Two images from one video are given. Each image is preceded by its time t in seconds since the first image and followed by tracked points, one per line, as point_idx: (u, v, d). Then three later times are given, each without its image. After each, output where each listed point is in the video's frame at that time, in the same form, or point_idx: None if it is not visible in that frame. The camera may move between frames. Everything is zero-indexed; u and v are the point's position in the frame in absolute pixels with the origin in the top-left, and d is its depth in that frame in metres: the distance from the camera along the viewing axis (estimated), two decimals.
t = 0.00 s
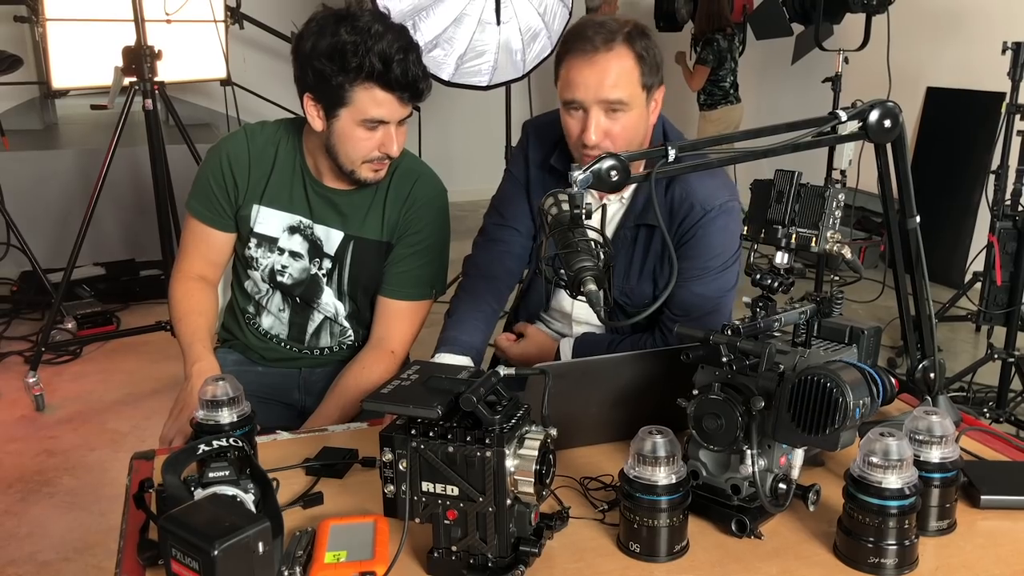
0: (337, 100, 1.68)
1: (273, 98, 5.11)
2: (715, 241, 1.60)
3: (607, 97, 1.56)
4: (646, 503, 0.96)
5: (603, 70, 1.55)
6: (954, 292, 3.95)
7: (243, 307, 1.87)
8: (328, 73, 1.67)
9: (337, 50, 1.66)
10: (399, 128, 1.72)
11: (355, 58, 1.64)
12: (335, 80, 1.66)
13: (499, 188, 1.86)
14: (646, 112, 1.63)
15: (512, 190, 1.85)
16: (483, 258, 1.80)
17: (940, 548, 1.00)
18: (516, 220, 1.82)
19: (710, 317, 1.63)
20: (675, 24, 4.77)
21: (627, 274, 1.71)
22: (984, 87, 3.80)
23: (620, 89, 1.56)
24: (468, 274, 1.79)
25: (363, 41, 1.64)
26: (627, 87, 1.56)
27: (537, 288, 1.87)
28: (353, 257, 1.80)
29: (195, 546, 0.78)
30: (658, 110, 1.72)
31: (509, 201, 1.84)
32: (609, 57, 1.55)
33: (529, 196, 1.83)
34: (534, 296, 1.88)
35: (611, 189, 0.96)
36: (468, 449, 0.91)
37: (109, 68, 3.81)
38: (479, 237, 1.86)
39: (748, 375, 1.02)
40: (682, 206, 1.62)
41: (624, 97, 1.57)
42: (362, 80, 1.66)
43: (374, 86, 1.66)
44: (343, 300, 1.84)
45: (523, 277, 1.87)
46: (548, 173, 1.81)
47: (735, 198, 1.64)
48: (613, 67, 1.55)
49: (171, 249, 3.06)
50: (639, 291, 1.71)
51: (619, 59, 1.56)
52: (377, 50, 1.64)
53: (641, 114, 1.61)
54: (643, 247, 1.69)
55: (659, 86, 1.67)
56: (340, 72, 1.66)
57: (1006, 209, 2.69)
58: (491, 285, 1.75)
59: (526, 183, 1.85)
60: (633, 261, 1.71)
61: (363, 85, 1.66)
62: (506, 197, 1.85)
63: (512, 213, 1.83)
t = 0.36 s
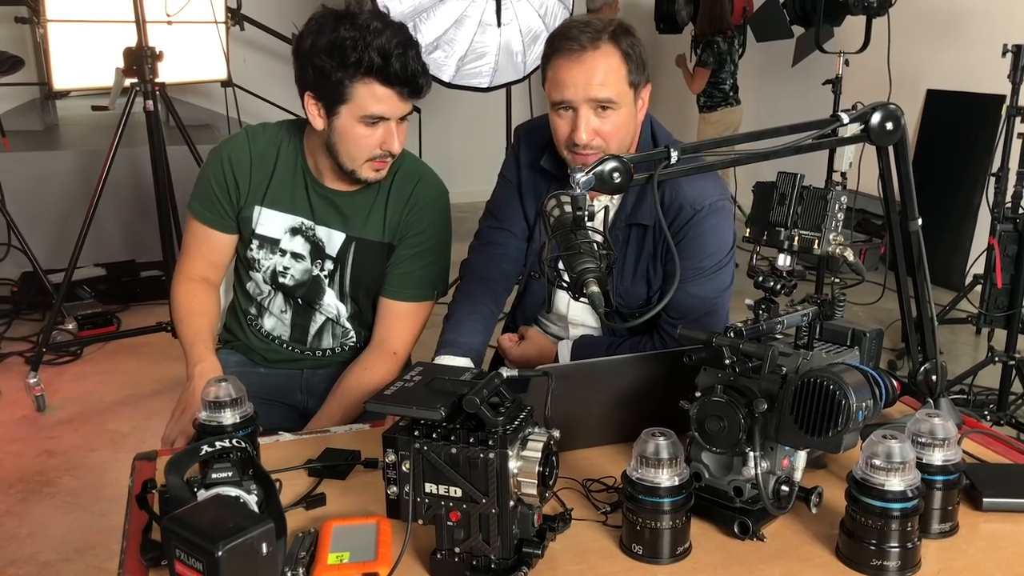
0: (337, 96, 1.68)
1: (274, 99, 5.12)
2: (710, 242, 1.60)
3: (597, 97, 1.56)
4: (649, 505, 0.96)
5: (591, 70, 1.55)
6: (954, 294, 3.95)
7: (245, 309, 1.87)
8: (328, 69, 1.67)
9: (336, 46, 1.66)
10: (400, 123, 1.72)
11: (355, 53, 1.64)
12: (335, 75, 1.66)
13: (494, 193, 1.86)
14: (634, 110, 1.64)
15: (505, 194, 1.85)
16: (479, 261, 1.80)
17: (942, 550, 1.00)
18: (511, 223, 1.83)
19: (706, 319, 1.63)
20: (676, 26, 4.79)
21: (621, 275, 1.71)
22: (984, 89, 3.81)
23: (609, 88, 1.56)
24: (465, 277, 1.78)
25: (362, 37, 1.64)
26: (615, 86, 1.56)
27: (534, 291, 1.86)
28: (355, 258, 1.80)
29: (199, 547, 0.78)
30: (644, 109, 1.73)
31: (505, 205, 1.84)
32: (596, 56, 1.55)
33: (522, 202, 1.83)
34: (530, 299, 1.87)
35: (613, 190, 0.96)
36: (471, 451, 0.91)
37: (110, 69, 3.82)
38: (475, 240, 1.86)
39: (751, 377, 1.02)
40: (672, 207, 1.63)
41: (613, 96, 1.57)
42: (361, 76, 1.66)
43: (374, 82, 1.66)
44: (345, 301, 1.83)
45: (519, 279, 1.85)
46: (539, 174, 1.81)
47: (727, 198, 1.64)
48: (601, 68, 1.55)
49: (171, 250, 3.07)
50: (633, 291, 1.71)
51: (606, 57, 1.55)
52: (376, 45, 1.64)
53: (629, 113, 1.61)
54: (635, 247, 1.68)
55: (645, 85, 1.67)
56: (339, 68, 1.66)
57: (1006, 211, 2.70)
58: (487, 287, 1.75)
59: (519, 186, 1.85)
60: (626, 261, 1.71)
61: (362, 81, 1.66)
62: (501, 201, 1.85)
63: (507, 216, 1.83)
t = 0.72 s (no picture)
0: (337, 91, 1.68)
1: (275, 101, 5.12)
2: (716, 245, 1.60)
3: (586, 102, 1.56)
4: (652, 508, 0.96)
5: (585, 73, 1.55)
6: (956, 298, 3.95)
7: (247, 310, 1.87)
8: (327, 63, 1.67)
9: (336, 39, 1.67)
10: (400, 120, 1.71)
11: (353, 46, 1.64)
12: (334, 69, 1.67)
13: (499, 194, 1.86)
14: (629, 117, 1.63)
15: (509, 196, 1.85)
16: (482, 263, 1.80)
17: (947, 554, 1.00)
18: (515, 225, 1.82)
19: (711, 322, 1.63)
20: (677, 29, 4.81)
21: (627, 278, 1.71)
22: (986, 92, 3.81)
23: (599, 93, 1.55)
24: (468, 278, 1.78)
25: (360, 31, 1.64)
26: (607, 92, 1.56)
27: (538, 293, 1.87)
28: (358, 258, 1.80)
29: (202, 549, 0.77)
30: (651, 114, 1.74)
31: (510, 207, 1.84)
32: (594, 60, 1.55)
33: (527, 205, 1.84)
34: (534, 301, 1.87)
35: (617, 193, 0.95)
36: (475, 453, 0.91)
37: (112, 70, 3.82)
38: (478, 242, 1.86)
39: (755, 381, 1.02)
40: (679, 210, 1.62)
41: (602, 102, 1.56)
42: (361, 69, 1.66)
43: (374, 75, 1.66)
44: (347, 302, 1.83)
45: (523, 281, 1.86)
46: (545, 176, 1.82)
47: (733, 201, 1.63)
48: (598, 72, 1.55)
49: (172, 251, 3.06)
50: (638, 294, 1.71)
51: (602, 62, 1.55)
52: (374, 39, 1.64)
53: (622, 119, 1.60)
54: (641, 250, 1.68)
55: (648, 92, 1.66)
56: (338, 62, 1.66)
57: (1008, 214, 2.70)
58: (490, 288, 1.75)
59: (524, 188, 1.85)
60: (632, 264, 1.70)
61: (363, 73, 1.66)
62: (506, 203, 1.85)
63: (510, 218, 1.83)
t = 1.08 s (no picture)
0: (332, 82, 1.68)
1: (275, 99, 5.11)
2: (722, 247, 1.59)
3: (584, 102, 1.56)
4: (652, 508, 0.95)
5: (585, 74, 1.55)
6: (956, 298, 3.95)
7: (246, 308, 1.86)
8: (322, 52, 1.68)
9: (331, 30, 1.67)
10: (398, 108, 1.71)
11: (346, 34, 1.65)
12: (329, 59, 1.67)
13: (501, 193, 1.85)
14: (631, 121, 1.62)
15: (512, 195, 1.84)
16: (483, 262, 1.79)
17: (948, 555, 0.99)
18: (516, 224, 1.82)
19: (716, 322, 1.62)
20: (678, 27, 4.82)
21: (632, 278, 1.70)
22: (986, 93, 3.80)
23: (598, 95, 1.55)
24: (468, 277, 1.78)
25: (352, 20, 1.66)
26: (607, 94, 1.55)
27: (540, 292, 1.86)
28: (356, 257, 1.79)
29: (200, 548, 0.77)
30: (659, 117, 1.71)
31: (512, 205, 1.83)
32: (596, 61, 1.55)
33: (531, 204, 1.82)
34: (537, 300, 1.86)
35: (618, 192, 0.95)
36: (474, 452, 0.90)
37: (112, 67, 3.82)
38: (480, 241, 1.86)
39: (756, 381, 1.01)
40: (689, 210, 1.61)
41: (601, 105, 1.56)
42: (355, 56, 1.66)
43: (368, 62, 1.66)
44: (346, 301, 1.83)
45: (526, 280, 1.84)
46: (552, 179, 1.80)
47: (742, 202, 1.63)
48: (599, 73, 1.55)
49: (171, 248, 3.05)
50: (643, 295, 1.70)
51: (603, 63, 1.55)
52: (367, 26, 1.65)
53: (623, 123, 1.60)
54: (648, 251, 1.67)
55: (653, 96, 1.65)
56: (333, 51, 1.67)
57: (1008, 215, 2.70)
58: (490, 287, 1.74)
59: (529, 187, 1.83)
60: (637, 265, 1.69)
61: (357, 62, 1.66)
62: (508, 201, 1.84)
63: (512, 217, 1.82)
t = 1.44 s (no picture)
0: (321, 41, 1.68)
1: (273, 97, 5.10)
2: (722, 245, 1.59)
3: (583, 101, 1.56)
4: (651, 507, 0.95)
5: (585, 74, 1.55)
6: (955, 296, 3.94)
7: (240, 306, 1.85)
8: (311, 14, 1.67)
9: None
10: (384, 70, 1.72)
11: None
12: (318, 18, 1.67)
13: (499, 191, 1.85)
14: (631, 122, 1.62)
15: (511, 193, 1.83)
16: (481, 260, 1.79)
17: (948, 554, 0.99)
18: (514, 223, 1.81)
19: (715, 321, 1.61)
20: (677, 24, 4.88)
21: (631, 277, 1.70)
22: (986, 90, 3.79)
23: (597, 95, 1.55)
24: (465, 276, 1.78)
25: None
26: (607, 94, 1.55)
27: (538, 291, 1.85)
28: (348, 240, 1.79)
29: (196, 549, 0.76)
30: (659, 118, 1.71)
31: (510, 204, 1.82)
32: (597, 60, 1.54)
33: (529, 202, 1.82)
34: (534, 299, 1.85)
35: (617, 190, 0.94)
36: (472, 452, 0.90)
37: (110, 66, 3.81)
38: (477, 239, 1.85)
39: (755, 379, 1.01)
40: (689, 208, 1.60)
41: (600, 105, 1.56)
42: (345, 16, 1.66)
43: (358, 22, 1.66)
44: (339, 285, 1.82)
45: (524, 279, 1.84)
46: (550, 176, 1.79)
47: (741, 200, 1.63)
48: (599, 73, 1.54)
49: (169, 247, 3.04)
50: (644, 293, 1.69)
51: (604, 63, 1.55)
52: None
53: (622, 123, 1.59)
54: (648, 249, 1.67)
55: (654, 99, 1.64)
56: (323, 9, 1.66)
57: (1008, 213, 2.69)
58: (489, 286, 1.74)
59: (527, 185, 1.83)
60: (637, 263, 1.69)
61: (346, 20, 1.66)
62: (507, 200, 1.83)
63: (510, 216, 1.82)
